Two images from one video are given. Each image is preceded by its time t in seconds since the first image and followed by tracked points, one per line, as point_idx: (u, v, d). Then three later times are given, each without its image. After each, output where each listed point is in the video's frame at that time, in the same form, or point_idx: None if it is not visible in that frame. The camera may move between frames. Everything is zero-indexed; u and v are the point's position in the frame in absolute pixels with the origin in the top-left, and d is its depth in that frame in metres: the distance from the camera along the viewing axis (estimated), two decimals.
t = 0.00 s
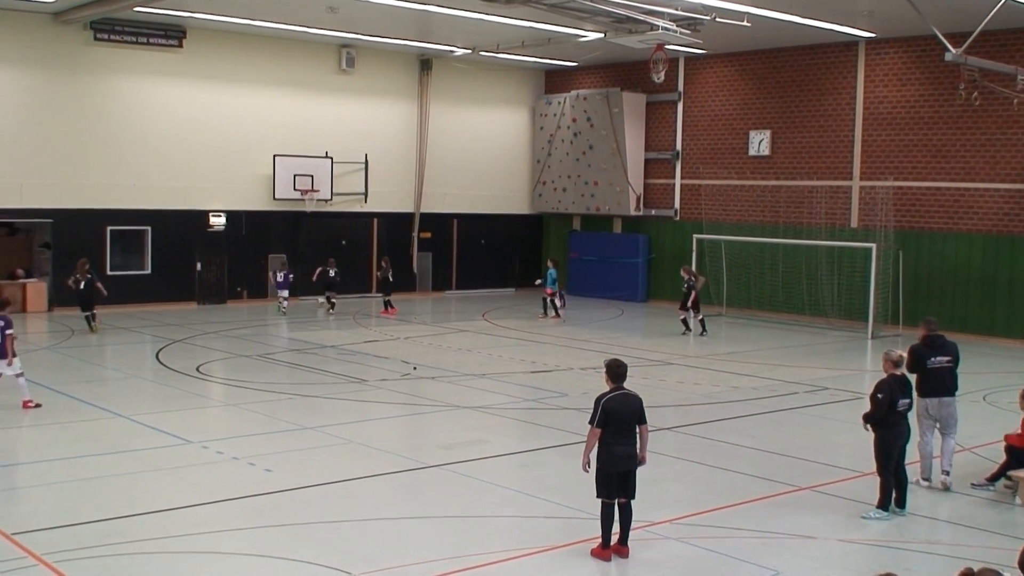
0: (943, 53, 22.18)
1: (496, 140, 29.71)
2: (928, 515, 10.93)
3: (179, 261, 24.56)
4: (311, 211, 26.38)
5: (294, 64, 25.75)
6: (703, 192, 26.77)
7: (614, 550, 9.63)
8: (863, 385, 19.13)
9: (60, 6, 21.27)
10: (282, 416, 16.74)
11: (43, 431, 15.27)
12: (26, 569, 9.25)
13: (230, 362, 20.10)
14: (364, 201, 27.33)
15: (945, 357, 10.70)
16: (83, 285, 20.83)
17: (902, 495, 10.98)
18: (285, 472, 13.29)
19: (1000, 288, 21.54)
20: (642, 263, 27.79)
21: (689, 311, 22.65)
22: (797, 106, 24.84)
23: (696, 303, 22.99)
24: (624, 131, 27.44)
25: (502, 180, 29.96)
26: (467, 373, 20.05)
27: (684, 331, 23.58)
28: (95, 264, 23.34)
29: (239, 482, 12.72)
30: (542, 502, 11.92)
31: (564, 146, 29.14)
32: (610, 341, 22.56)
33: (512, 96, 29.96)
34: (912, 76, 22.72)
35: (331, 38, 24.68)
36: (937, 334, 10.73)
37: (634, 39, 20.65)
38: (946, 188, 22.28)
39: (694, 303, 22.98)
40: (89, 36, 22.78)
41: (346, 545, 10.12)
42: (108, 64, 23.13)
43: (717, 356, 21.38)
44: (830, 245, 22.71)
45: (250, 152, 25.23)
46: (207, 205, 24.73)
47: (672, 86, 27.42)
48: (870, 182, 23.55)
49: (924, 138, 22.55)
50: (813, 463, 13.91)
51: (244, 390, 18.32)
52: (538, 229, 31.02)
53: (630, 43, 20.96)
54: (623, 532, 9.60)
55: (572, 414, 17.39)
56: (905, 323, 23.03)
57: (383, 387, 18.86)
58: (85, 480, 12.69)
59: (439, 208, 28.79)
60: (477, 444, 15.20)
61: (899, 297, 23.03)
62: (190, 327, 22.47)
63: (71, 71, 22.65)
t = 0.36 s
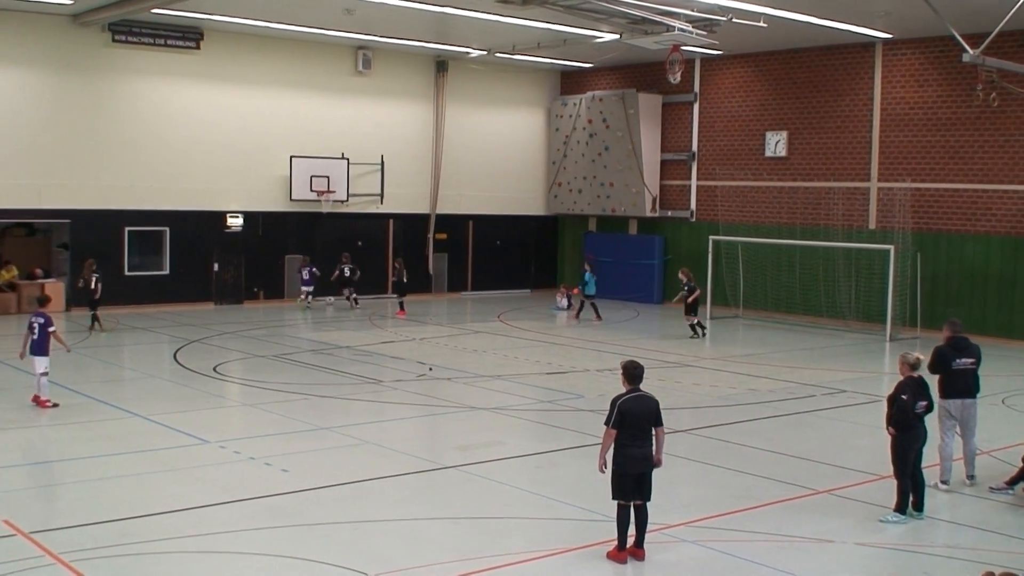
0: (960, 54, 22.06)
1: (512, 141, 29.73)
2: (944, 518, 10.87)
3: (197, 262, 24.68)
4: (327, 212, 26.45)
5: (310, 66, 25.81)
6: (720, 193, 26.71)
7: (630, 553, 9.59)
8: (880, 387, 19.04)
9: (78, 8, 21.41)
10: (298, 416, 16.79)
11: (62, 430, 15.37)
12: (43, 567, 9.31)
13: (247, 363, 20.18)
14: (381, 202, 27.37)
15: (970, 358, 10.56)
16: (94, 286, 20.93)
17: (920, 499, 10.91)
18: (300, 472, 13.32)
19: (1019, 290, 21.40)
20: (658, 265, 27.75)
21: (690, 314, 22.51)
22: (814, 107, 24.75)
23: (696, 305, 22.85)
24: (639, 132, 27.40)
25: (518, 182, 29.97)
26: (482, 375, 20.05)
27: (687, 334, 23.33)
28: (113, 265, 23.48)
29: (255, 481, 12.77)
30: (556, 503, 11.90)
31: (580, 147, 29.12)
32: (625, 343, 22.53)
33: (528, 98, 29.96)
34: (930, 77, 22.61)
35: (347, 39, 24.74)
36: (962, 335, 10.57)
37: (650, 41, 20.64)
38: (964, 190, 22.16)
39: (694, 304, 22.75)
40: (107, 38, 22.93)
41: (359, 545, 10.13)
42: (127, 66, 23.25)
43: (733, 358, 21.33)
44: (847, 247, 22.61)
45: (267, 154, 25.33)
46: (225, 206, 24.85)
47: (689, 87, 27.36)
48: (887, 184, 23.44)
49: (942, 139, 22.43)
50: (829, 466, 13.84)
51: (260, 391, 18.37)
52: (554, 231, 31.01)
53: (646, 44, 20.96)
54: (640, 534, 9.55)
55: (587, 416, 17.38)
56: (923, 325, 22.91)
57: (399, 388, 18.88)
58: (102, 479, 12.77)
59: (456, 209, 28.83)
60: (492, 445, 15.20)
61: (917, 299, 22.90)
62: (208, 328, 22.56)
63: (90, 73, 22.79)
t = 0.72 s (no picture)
0: (990, 58, 21.93)
1: (538, 146, 29.73)
2: (976, 526, 10.76)
3: (225, 266, 24.82)
4: (355, 215, 26.54)
5: (338, 70, 25.93)
6: (748, 198, 26.61)
7: (657, 559, 9.50)
8: (910, 393, 18.88)
9: (108, 13, 21.63)
10: (325, 419, 16.83)
11: (91, 432, 15.46)
12: (72, 569, 9.35)
13: (275, 366, 20.24)
14: (407, 207, 27.44)
15: (1011, 365, 10.49)
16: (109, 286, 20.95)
17: (948, 506, 10.77)
18: (327, 475, 13.33)
19: None
20: (684, 270, 27.56)
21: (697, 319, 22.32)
22: (842, 111, 24.62)
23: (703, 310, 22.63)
24: (666, 136, 27.34)
25: (544, 186, 29.97)
26: (508, 379, 20.03)
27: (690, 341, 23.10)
28: (142, 268, 23.63)
29: (282, 484, 12.79)
30: (584, 509, 11.85)
31: (607, 152, 29.12)
32: (652, 348, 22.45)
33: (554, 103, 29.98)
34: (959, 81, 22.47)
35: (374, 44, 24.85)
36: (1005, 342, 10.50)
37: (677, 44, 20.63)
38: (994, 195, 21.98)
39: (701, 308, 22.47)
40: (136, 42, 23.12)
41: (386, 549, 10.12)
42: (155, 71, 23.43)
43: (761, 363, 21.22)
44: (876, 252, 22.46)
45: (294, 158, 25.45)
46: (253, 211, 24.98)
47: (716, 91, 27.29)
48: (917, 188, 23.27)
49: (972, 144, 22.27)
50: (859, 472, 13.72)
51: (288, 394, 18.43)
52: (580, 236, 30.99)
53: (673, 48, 20.96)
54: (668, 540, 9.46)
55: (614, 420, 17.32)
56: (952, 331, 22.72)
57: (425, 392, 18.88)
58: (132, 482, 12.83)
59: (483, 214, 28.88)
60: (519, 449, 15.18)
61: (946, 305, 22.71)
62: (236, 331, 22.66)
63: (119, 78, 22.99)
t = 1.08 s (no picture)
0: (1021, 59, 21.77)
1: (564, 148, 29.70)
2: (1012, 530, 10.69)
3: (254, 267, 24.89)
4: (383, 216, 26.58)
5: (366, 72, 25.97)
6: (777, 200, 26.52)
7: (684, 562, 9.43)
8: (940, 396, 18.76)
9: (138, 15, 21.75)
10: (353, 420, 16.84)
11: (122, 432, 15.52)
12: (104, 568, 9.37)
13: (302, 367, 20.28)
14: (435, 208, 27.49)
15: None
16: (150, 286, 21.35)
17: (977, 509, 10.78)
18: (355, 476, 13.33)
19: None
20: (713, 271, 27.57)
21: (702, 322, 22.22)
22: (872, 113, 24.51)
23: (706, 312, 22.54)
24: (695, 138, 27.28)
25: (570, 188, 29.94)
26: (536, 380, 20.00)
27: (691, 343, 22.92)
28: (171, 269, 23.73)
29: (311, 485, 12.79)
30: (612, 510, 11.82)
31: (635, 153, 29.08)
32: (679, 349, 22.39)
33: (582, 104, 29.95)
34: (990, 82, 22.32)
35: (401, 45, 24.89)
36: None
37: (707, 45, 20.60)
38: None
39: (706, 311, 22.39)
40: (165, 44, 23.23)
41: (415, 550, 10.11)
42: (183, 73, 23.52)
43: (789, 366, 21.14)
44: (906, 254, 22.33)
45: (322, 160, 25.51)
46: (280, 212, 25.05)
47: (744, 92, 27.21)
48: (947, 190, 23.14)
49: (1002, 145, 22.11)
50: (893, 475, 13.63)
51: (317, 395, 18.44)
52: (609, 237, 30.97)
53: (702, 49, 20.95)
54: (696, 543, 9.39)
55: (641, 422, 17.26)
56: (982, 334, 22.57)
57: (453, 393, 18.87)
58: (163, 481, 12.86)
59: (510, 215, 28.89)
60: (549, 450, 15.14)
61: (976, 308, 22.56)
62: (264, 332, 22.71)
63: (148, 79, 23.09)
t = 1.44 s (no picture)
0: None
1: (581, 148, 29.67)
2: None
3: (272, 267, 24.94)
4: (401, 216, 26.60)
5: (384, 72, 25.99)
6: (795, 200, 26.49)
7: (702, 562, 9.44)
8: (959, 397, 18.68)
9: (156, 15, 21.80)
10: (372, 420, 16.86)
11: (142, 432, 15.55)
12: (124, 567, 9.39)
13: (320, 367, 20.30)
14: (453, 209, 27.52)
15: None
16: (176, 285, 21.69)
17: (996, 510, 10.75)
18: (373, 476, 13.33)
19: None
20: (731, 273, 27.55)
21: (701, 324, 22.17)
22: (891, 113, 24.45)
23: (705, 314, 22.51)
24: (713, 139, 27.24)
25: (587, 188, 29.91)
26: (553, 381, 19.99)
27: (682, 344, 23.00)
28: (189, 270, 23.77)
29: (330, 485, 12.79)
30: (630, 511, 11.79)
31: (653, 153, 29.07)
32: (696, 350, 22.38)
33: (600, 104, 29.93)
34: (1010, 83, 22.24)
35: (419, 45, 24.90)
36: None
37: (725, 46, 20.63)
38: None
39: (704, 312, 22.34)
40: (184, 44, 23.27)
41: (432, 550, 10.11)
42: (201, 73, 23.55)
43: (806, 366, 21.10)
44: (924, 255, 22.29)
45: (339, 160, 25.53)
46: (298, 212, 25.09)
47: (763, 92, 27.16)
48: (966, 191, 23.08)
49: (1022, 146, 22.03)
50: (914, 476, 13.58)
51: (335, 395, 18.44)
52: (627, 238, 30.96)
53: (720, 50, 20.97)
54: (714, 543, 9.40)
55: (659, 423, 17.23)
56: (1000, 335, 22.53)
57: (470, 394, 18.86)
58: (184, 481, 12.89)
59: (528, 216, 28.89)
60: (568, 452, 15.12)
61: (994, 309, 22.51)
62: (282, 332, 22.73)
63: (166, 80, 23.13)
